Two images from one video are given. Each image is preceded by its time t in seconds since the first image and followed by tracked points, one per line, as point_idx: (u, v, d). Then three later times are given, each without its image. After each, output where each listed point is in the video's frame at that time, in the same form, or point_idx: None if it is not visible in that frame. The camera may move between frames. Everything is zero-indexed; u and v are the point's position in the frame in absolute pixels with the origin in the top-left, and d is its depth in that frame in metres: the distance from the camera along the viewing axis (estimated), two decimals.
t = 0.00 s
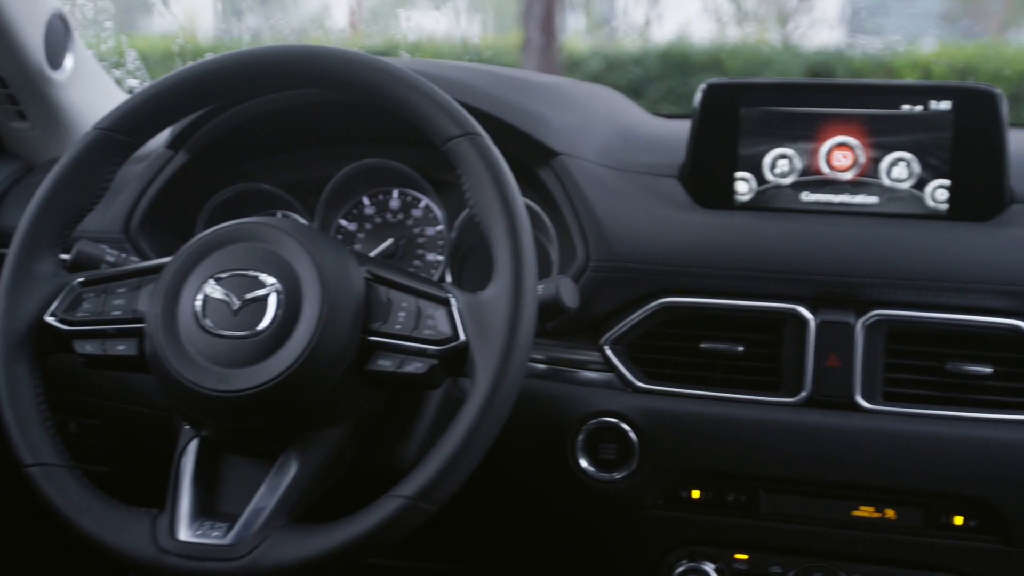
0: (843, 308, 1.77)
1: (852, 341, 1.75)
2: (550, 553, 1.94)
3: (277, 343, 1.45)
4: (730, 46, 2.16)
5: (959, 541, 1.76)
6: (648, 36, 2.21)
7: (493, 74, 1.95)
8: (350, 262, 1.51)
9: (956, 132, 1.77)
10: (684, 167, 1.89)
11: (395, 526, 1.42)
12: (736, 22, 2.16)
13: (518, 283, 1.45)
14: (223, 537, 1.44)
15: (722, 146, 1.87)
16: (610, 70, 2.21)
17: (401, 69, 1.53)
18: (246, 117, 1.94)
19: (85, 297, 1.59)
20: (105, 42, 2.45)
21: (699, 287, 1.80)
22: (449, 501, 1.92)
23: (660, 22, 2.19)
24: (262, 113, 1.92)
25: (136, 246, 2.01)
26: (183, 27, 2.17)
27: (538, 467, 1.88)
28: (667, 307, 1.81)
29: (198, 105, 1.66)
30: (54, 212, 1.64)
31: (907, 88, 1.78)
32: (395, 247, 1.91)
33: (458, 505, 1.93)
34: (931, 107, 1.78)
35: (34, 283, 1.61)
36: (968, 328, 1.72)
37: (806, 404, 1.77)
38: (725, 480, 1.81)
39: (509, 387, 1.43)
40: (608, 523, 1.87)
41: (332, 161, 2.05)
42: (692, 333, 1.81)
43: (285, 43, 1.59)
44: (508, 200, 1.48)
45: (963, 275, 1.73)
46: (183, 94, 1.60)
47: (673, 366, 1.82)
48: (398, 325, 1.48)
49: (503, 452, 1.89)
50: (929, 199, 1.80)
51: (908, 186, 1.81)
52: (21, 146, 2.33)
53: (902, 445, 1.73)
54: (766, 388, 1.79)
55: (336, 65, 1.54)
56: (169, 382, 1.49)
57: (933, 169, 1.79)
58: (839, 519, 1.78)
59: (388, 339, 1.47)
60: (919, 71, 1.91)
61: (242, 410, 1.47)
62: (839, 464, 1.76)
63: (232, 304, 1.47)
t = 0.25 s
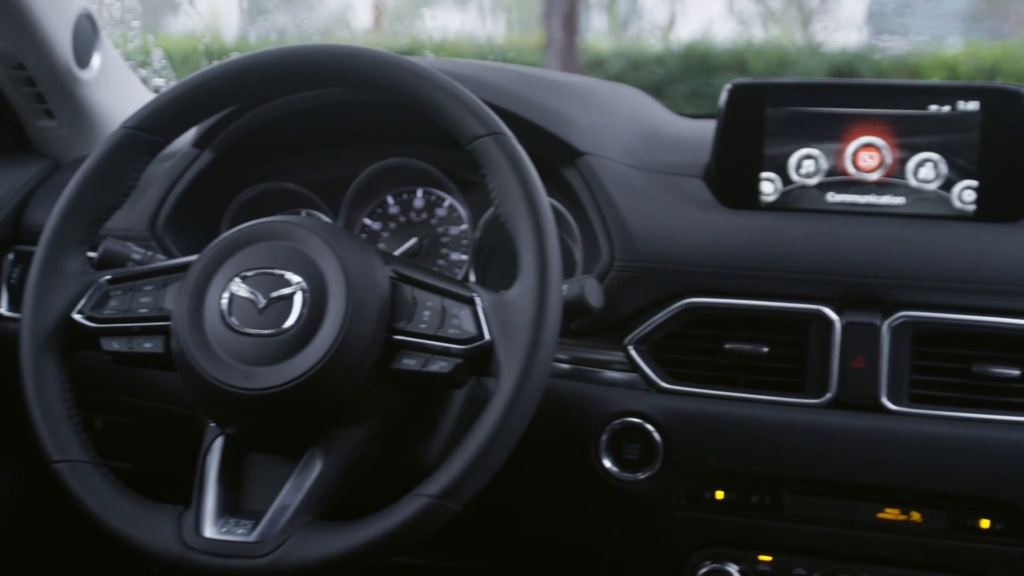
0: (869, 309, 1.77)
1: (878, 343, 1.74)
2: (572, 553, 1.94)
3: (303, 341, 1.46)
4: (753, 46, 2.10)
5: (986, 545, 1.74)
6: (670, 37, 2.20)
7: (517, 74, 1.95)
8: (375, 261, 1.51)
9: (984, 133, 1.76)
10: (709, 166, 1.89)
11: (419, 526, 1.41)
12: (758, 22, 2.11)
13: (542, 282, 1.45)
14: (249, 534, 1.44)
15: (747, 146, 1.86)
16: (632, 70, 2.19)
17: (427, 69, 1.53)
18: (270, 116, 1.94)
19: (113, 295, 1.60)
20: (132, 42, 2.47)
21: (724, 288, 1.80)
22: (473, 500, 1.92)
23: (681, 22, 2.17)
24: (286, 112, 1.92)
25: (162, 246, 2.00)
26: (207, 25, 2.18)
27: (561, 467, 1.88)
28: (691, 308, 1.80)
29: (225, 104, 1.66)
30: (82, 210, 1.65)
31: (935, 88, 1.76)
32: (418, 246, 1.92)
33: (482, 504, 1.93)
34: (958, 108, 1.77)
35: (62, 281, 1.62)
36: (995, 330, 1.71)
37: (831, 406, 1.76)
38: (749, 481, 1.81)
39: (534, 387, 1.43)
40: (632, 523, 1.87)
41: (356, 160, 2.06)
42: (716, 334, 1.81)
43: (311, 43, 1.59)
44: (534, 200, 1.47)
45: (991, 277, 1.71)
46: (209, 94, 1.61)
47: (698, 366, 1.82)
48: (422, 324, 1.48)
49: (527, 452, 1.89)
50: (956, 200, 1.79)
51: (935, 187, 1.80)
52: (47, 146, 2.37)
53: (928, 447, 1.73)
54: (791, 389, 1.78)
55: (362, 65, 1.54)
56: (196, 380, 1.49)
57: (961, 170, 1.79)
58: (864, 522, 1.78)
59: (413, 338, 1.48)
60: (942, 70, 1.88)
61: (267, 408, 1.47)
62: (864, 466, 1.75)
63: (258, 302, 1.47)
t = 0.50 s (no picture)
0: (893, 310, 1.76)
1: (903, 344, 1.74)
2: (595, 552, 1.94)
3: (327, 339, 1.46)
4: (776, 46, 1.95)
5: (1012, 549, 1.73)
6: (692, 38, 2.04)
7: (540, 74, 1.95)
8: (399, 261, 1.52)
9: (1011, 133, 1.75)
10: (733, 167, 1.88)
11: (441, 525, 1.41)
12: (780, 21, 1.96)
13: (566, 282, 1.45)
14: (272, 532, 1.44)
15: (771, 146, 1.86)
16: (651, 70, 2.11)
17: (452, 69, 1.53)
18: (294, 116, 1.95)
19: (137, 293, 1.61)
20: (157, 40, 2.46)
21: (747, 288, 1.79)
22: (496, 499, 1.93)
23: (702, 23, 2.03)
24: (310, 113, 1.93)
25: (186, 244, 2.01)
26: (230, 27, 2.17)
27: (584, 467, 1.88)
28: (714, 308, 1.80)
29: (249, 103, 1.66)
30: (109, 209, 1.66)
31: (961, 88, 1.75)
32: (441, 246, 1.93)
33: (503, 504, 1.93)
34: (985, 108, 1.75)
35: (89, 279, 1.63)
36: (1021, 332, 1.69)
37: (854, 407, 1.76)
38: (772, 482, 1.80)
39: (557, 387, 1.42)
40: (655, 523, 1.87)
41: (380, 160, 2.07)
42: (739, 335, 1.80)
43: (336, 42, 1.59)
44: (558, 201, 1.47)
45: (1018, 278, 1.70)
46: (234, 93, 1.61)
47: (720, 366, 1.82)
48: (445, 323, 1.48)
49: (549, 451, 1.89)
50: (982, 201, 1.78)
51: (960, 188, 1.79)
52: (72, 143, 2.40)
53: (952, 450, 1.72)
54: (815, 391, 1.78)
55: (387, 65, 1.54)
56: (220, 378, 1.49)
57: (987, 171, 1.77)
58: (888, 524, 1.77)
59: (436, 337, 1.48)
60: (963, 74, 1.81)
61: (290, 406, 1.47)
62: (888, 468, 1.74)
63: (282, 301, 1.48)
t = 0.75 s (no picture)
0: (916, 311, 1.75)
1: (926, 346, 1.73)
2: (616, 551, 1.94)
3: (349, 337, 1.45)
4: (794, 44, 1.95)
5: None
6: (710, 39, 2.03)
7: (561, 74, 1.95)
8: (420, 261, 1.52)
9: None
10: (755, 167, 1.88)
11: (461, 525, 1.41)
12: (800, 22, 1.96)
13: (587, 283, 1.44)
14: (293, 530, 1.44)
15: (793, 146, 1.84)
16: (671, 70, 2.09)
17: (474, 69, 1.53)
18: (315, 116, 1.95)
19: (160, 291, 1.61)
20: (179, 40, 2.47)
21: (768, 289, 1.79)
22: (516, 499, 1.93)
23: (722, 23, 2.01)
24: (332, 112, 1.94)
25: (207, 242, 2.01)
26: (251, 26, 2.15)
27: (604, 467, 1.88)
28: (735, 309, 1.79)
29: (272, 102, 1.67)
30: (132, 207, 1.66)
31: (985, 88, 1.72)
32: (461, 245, 1.94)
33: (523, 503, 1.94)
34: (1009, 109, 1.72)
35: (112, 277, 1.64)
36: None
37: (877, 408, 1.75)
38: (793, 484, 1.80)
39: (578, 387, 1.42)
40: (675, 523, 1.87)
41: (400, 159, 2.07)
42: (760, 336, 1.80)
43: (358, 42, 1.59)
44: (580, 201, 1.47)
45: None
46: (257, 92, 1.62)
47: (741, 367, 1.81)
48: (467, 323, 1.49)
49: (570, 451, 1.89)
50: (1006, 202, 1.77)
51: (984, 189, 1.78)
52: (95, 143, 2.41)
53: (975, 452, 1.71)
54: (836, 392, 1.77)
55: (409, 64, 1.54)
56: (241, 376, 1.49)
57: (1011, 172, 1.76)
58: (909, 526, 1.76)
59: (457, 337, 1.48)
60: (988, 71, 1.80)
61: (311, 405, 1.47)
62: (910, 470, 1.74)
63: (304, 299, 1.48)
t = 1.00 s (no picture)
0: (935, 313, 1.74)
1: (944, 347, 1.72)
2: (634, 550, 1.94)
3: (366, 336, 1.46)
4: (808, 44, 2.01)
5: None
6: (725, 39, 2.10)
7: (578, 74, 1.95)
8: (437, 260, 1.52)
9: None
10: (773, 167, 1.87)
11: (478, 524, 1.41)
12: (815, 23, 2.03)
13: (605, 283, 1.44)
14: (310, 528, 1.44)
15: (810, 146, 1.84)
16: (687, 70, 2.11)
17: (491, 68, 1.53)
18: (332, 115, 1.96)
19: (179, 290, 1.62)
20: (199, 39, 2.49)
21: (786, 289, 1.78)
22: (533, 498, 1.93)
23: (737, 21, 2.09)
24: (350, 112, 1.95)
25: (225, 240, 2.02)
26: (268, 26, 2.17)
27: (621, 467, 1.88)
28: (752, 310, 1.79)
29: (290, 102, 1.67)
30: (151, 206, 1.67)
31: (1005, 88, 1.72)
32: (477, 245, 1.94)
33: (540, 502, 1.94)
34: None
35: (132, 275, 1.65)
36: None
37: (894, 409, 1.74)
38: (810, 485, 1.80)
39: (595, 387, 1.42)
40: (692, 524, 1.87)
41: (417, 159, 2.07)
42: (777, 336, 1.79)
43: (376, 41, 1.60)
44: (598, 201, 1.46)
45: None
46: (275, 92, 1.62)
47: (757, 368, 1.81)
48: (484, 322, 1.48)
49: (586, 451, 1.90)
50: None
51: (1003, 189, 1.76)
52: (114, 141, 2.43)
53: (994, 454, 1.70)
54: (854, 393, 1.76)
55: (427, 64, 1.54)
56: (259, 374, 1.49)
57: None
58: (927, 528, 1.76)
59: (474, 336, 1.48)
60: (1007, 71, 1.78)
61: (329, 404, 1.47)
62: (928, 472, 1.73)
63: (322, 298, 1.48)
